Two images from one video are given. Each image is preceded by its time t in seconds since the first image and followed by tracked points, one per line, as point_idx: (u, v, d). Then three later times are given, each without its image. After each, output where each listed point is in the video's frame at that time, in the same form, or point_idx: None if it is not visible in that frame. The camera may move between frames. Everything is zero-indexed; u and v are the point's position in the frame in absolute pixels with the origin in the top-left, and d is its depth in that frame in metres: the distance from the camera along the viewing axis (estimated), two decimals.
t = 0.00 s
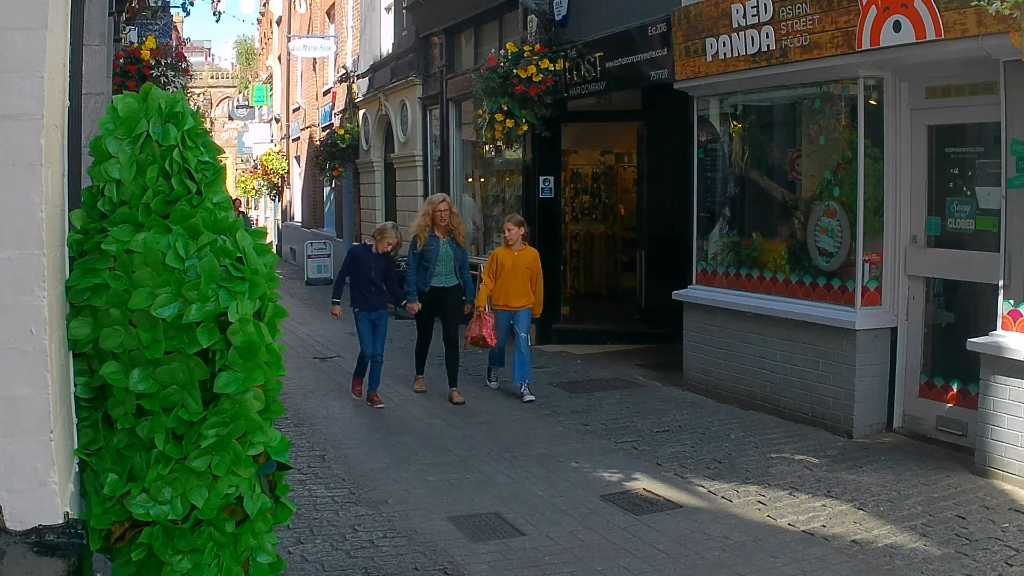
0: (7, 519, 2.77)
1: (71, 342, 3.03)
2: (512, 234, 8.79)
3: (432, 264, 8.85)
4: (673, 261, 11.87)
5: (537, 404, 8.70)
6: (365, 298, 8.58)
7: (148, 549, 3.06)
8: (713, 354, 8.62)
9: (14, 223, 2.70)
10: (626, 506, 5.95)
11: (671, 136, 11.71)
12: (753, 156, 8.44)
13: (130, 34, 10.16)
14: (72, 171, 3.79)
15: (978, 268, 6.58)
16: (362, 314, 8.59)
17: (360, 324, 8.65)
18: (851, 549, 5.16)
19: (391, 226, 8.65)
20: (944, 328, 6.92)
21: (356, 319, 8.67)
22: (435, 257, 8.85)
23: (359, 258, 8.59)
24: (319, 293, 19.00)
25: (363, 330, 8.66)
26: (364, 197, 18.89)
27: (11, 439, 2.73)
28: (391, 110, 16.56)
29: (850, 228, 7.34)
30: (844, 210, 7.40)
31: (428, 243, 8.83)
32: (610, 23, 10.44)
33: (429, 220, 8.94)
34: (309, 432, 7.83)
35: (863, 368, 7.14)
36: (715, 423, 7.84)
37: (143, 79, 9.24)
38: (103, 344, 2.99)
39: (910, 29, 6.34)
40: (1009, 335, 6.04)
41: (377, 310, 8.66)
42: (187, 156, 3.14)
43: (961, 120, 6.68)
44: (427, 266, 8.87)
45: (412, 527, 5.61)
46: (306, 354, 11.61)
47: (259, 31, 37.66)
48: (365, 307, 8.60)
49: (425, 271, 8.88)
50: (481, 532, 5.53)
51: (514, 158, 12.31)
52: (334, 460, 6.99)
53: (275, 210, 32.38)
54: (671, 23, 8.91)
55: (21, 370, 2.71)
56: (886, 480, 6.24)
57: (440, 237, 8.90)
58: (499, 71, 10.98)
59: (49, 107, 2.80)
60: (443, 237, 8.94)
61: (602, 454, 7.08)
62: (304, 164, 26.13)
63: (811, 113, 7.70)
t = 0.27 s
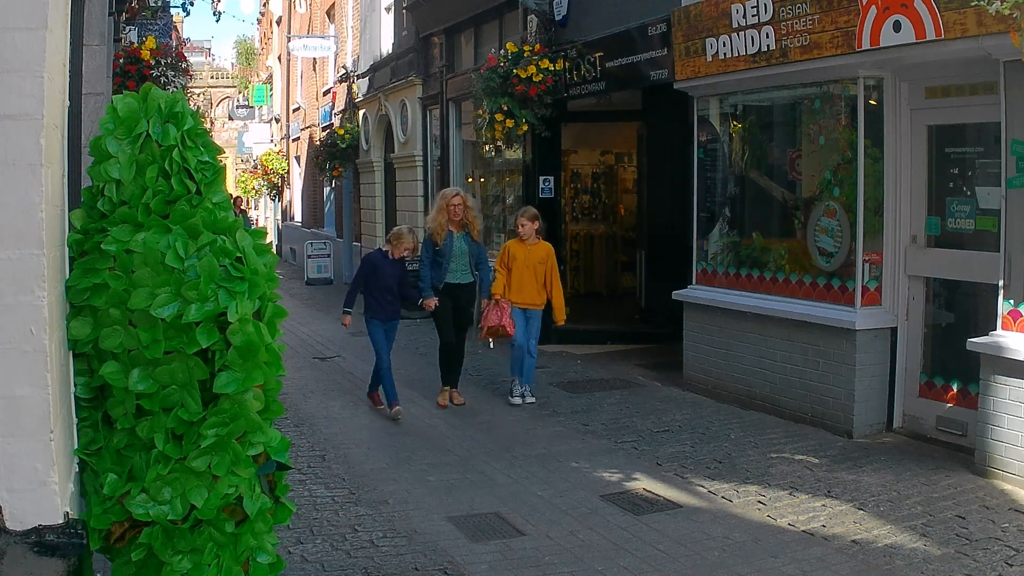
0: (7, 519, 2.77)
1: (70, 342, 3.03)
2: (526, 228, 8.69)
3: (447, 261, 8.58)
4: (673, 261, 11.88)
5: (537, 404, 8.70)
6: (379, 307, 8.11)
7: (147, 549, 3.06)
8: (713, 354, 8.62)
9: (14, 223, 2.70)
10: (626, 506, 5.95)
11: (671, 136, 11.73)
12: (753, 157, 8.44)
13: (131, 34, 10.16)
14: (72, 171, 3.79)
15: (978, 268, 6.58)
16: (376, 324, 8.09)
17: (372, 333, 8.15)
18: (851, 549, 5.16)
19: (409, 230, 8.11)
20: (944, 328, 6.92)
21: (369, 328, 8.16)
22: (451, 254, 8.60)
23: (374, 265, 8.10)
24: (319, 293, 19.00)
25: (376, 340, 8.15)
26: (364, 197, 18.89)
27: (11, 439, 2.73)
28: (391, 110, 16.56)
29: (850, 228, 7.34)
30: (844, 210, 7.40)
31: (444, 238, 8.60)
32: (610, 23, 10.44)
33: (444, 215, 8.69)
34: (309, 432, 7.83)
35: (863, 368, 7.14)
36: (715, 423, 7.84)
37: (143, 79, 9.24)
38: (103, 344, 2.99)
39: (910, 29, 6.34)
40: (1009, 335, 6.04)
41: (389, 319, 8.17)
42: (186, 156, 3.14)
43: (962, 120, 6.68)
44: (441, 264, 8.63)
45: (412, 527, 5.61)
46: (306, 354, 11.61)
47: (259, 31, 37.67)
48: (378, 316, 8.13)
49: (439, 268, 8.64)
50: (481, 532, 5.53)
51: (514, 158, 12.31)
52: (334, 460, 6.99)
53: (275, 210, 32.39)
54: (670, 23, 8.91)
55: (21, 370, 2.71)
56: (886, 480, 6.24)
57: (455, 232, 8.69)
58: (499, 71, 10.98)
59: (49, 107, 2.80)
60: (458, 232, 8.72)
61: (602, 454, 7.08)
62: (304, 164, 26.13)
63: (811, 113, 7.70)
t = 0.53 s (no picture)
0: (7, 519, 2.77)
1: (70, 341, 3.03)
2: (533, 236, 8.16)
3: (459, 270, 8.01)
4: (673, 261, 11.88)
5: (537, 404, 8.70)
6: (389, 308, 7.90)
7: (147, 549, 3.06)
8: (713, 354, 8.62)
9: (14, 224, 2.70)
10: (626, 506, 5.95)
11: (671, 136, 11.74)
12: (753, 157, 8.44)
13: (131, 34, 10.16)
14: (72, 171, 3.80)
15: (978, 268, 6.59)
16: (383, 325, 7.88)
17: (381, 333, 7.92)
18: (851, 549, 5.16)
19: (427, 231, 7.92)
20: (944, 328, 6.92)
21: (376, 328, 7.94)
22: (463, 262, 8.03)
23: (390, 264, 7.85)
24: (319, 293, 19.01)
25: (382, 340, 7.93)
26: (364, 197, 18.90)
27: (11, 439, 2.73)
28: (391, 110, 16.57)
29: (850, 228, 7.34)
30: (844, 210, 7.40)
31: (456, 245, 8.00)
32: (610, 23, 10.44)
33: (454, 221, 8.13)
34: (309, 432, 7.83)
35: (863, 368, 7.14)
36: (714, 423, 7.84)
37: (143, 79, 9.25)
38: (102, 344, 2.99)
39: (910, 29, 6.34)
40: (1009, 335, 6.05)
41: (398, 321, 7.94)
42: (186, 156, 3.14)
43: (961, 120, 6.68)
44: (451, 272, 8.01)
45: (412, 527, 5.61)
46: (306, 354, 11.62)
47: (259, 32, 37.68)
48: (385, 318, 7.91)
49: (450, 277, 8.02)
50: (481, 532, 5.53)
51: (514, 158, 12.32)
52: (334, 460, 7.00)
53: (275, 210, 32.40)
54: (670, 23, 8.91)
55: (21, 370, 2.71)
56: (886, 480, 6.24)
57: (467, 239, 8.10)
58: (499, 71, 10.99)
59: (49, 107, 2.80)
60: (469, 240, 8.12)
61: (602, 453, 7.08)
62: (304, 164, 26.14)
63: (811, 113, 7.70)
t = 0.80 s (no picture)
0: (7, 519, 2.77)
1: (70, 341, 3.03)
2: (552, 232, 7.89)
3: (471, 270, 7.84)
4: (673, 261, 11.89)
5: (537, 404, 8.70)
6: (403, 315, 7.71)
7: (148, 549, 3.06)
8: (713, 354, 8.62)
9: (14, 224, 2.70)
10: (626, 506, 5.95)
11: (671, 136, 11.73)
12: (753, 157, 8.43)
13: (130, 34, 10.16)
14: (72, 171, 3.80)
15: (978, 268, 6.59)
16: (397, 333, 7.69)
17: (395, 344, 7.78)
18: (851, 549, 5.16)
19: (443, 236, 7.65)
20: (944, 328, 6.92)
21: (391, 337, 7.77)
22: (476, 262, 7.84)
23: (405, 268, 7.69)
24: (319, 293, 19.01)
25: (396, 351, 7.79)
26: (363, 197, 18.89)
27: (11, 439, 2.73)
28: (391, 110, 16.57)
29: (850, 228, 7.34)
30: (844, 210, 7.40)
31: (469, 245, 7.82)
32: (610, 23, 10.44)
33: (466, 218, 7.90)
34: (308, 432, 7.83)
35: (863, 368, 7.14)
36: (714, 423, 7.84)
37: (143, 79, 9.25)
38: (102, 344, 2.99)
39: (910, 29, 6.34)
40: (1009, 335, 6.05)
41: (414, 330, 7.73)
42: (185, 156, 3.14)
43: (961, 121, 6.68)
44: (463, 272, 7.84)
45: (412, 527, 5.61)
46: (306, 354, 11.62)
47: (259, 32, 37.69)
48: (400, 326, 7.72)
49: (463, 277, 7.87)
50: (481, 532, 5.53)
51: (514, 158, 12.32)
52: (334, 460, 7.00)
53: (275, 210, 32.40)
54: (670, 23, 8.91)
55: (21, 370, 2.71)
56: (886, 480, 6.24)
57: (479, 237, 7.89)
58: (499, 71, 11.00)
59: (49, 107, 2.80)
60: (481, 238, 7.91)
61: (602, 454, 7.08)
62: (304, 164, 26.14)
63: (811, 113, 7.70)
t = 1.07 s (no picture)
0: (7, 519, 2.77)
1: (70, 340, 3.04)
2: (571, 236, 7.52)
3: (492, 274, 7.37)
4: (673, 261, 11.88)
5: (537, 404, 8.69)
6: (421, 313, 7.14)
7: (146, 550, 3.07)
8: (713, 354, 8.62)
9: (14, 224, 2.70)
10: (626, 506, 5.95)
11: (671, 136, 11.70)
12: (753, 157, 8.44)
13: (130, 34, 10.16)
14: (73, 171, 3.81)
15: (978, 268, 6.58)
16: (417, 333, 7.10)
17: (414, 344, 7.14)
18: (851, 550, 5.16)
19: (459, 231, 7.16)
20: (944, 328, 6.92)
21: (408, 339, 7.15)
22: (496, 266, 7.38)
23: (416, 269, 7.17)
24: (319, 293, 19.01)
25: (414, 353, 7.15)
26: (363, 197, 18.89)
27: (11, 439, 2.73)
28: (391, 110, 16.57)
29: (850, 228, 7.34)
30: (844, 210, 7.40)
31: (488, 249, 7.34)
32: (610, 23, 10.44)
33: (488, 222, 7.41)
34: (308, 432, 7.83)
35: (863, 368, 7.14)
36: (714, 423, 7.84)
37: (143, 79, 9.26)
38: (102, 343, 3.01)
39: (910, 29, 6.34)
40: (1009, 335, 6.04)
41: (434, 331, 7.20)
42: (182, 156, 3.13)
43: (962, 120, 6.68)
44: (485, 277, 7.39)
45: (412, 527, 5.61)
46: (306, 355, 11.62)
47: (259, 32, 37.70)
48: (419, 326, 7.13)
49: (484, 281, 7.39)
50: (481, 532, 5.53)
51: (514, 158, 12.33)
52: (334, 460, 6.99)
53: (275, 210, 32.41)
54: (670, 23, 8.91)
55: (21, 370, 2.71)
56: (886, 480, 6.24)
57: (501, 241, 7.40)
58: (499, 71, 11.01)
59: (49, 107, 2.80)
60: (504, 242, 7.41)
61: (602, 454, 7.08)
62: (304, 164, 26.15)
63: (811, 113, 7.70)
